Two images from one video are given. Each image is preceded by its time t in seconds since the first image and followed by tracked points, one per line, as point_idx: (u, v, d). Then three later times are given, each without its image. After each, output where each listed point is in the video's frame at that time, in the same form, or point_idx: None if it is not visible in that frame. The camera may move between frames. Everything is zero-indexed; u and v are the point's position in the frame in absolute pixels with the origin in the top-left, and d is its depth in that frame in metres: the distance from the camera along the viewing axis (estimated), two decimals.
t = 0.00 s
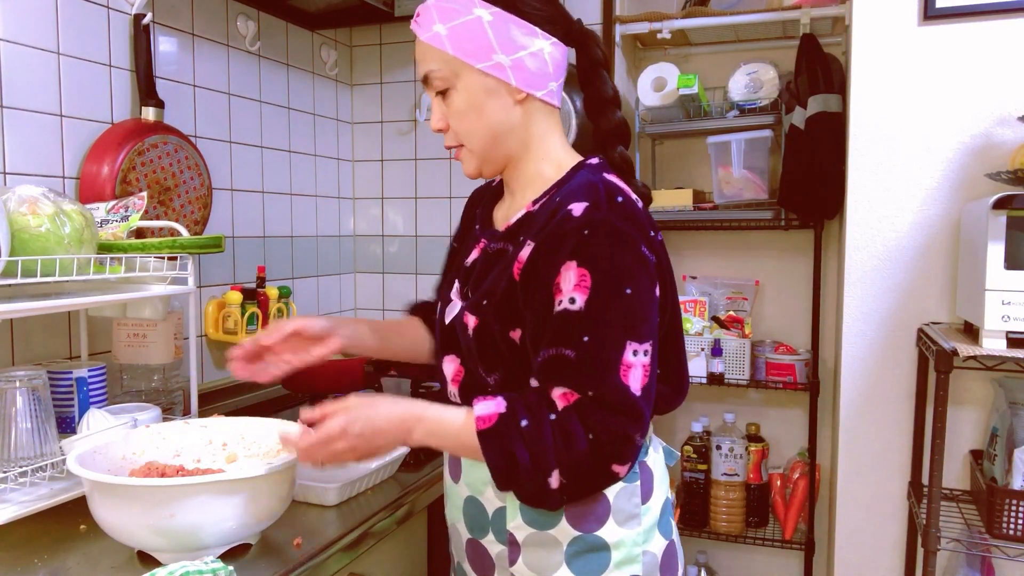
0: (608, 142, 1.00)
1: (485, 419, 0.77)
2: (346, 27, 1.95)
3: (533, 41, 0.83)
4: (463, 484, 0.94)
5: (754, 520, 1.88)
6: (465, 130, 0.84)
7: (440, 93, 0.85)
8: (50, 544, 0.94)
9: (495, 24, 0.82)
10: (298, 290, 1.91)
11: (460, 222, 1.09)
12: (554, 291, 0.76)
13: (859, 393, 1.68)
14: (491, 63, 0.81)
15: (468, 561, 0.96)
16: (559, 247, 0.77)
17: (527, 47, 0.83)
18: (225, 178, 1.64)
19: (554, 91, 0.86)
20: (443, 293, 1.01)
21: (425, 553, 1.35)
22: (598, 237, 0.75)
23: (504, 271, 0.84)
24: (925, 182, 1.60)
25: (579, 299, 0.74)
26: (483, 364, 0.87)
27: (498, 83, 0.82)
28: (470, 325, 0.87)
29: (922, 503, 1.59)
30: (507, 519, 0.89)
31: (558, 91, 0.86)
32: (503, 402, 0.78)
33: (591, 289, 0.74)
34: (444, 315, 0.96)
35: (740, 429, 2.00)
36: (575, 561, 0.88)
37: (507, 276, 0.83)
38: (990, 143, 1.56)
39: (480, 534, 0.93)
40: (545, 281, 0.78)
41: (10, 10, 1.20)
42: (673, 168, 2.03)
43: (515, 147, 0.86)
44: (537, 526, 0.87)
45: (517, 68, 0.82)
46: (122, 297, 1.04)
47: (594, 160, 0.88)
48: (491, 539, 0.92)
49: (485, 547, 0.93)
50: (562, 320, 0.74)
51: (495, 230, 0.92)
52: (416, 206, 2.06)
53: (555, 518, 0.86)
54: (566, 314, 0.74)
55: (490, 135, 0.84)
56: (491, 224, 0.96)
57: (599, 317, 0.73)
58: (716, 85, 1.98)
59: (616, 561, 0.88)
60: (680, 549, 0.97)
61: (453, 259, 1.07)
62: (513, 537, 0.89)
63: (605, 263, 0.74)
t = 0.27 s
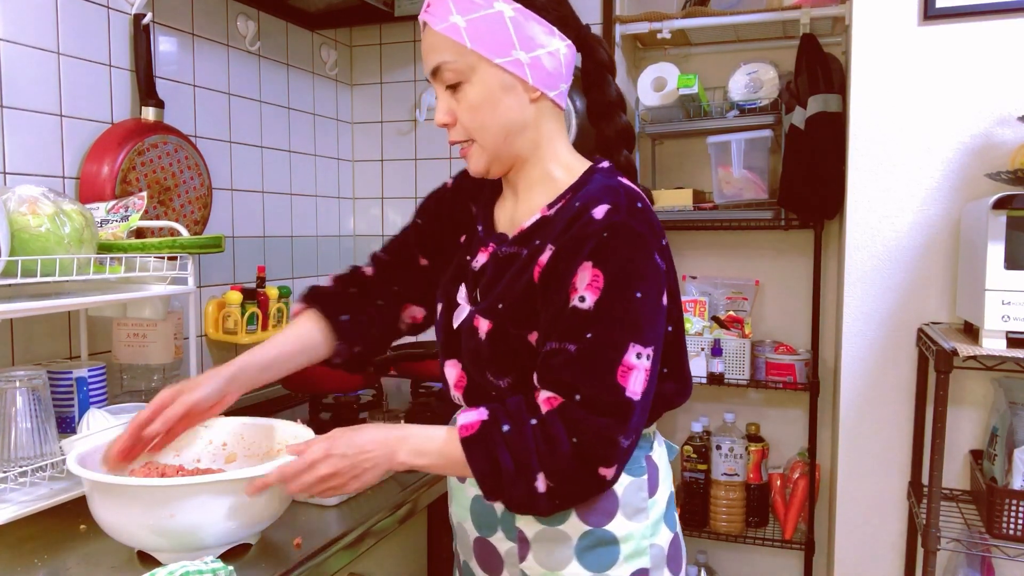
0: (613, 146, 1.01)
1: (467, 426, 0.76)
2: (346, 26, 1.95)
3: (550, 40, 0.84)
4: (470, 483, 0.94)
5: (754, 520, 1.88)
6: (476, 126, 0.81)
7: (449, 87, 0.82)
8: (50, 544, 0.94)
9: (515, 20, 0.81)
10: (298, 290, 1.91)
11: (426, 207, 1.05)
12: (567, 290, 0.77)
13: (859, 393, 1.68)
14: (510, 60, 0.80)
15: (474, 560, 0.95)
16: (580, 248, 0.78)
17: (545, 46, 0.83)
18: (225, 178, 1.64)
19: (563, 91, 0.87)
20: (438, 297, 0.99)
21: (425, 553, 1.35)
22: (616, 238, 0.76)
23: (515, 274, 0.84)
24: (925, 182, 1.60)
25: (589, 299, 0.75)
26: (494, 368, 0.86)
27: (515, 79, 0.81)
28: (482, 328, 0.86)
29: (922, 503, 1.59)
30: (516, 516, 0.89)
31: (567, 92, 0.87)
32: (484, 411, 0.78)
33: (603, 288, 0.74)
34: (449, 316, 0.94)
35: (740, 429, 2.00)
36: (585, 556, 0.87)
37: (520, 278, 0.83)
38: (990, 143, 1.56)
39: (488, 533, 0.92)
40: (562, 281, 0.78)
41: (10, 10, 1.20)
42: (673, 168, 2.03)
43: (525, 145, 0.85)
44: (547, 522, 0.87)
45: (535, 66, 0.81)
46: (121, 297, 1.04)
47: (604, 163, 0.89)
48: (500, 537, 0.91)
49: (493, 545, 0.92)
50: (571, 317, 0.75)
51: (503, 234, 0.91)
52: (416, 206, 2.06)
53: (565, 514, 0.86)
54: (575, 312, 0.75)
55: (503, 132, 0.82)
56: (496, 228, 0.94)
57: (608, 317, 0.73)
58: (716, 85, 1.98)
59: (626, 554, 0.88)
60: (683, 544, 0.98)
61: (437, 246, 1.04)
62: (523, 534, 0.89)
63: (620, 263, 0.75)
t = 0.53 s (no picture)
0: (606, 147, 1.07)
1: (462, 419, 0.77)
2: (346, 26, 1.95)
3: (553, 40, 0.84)
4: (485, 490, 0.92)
5: (754, 520, 1.88)
6: (476, 125, 0.80)
7: (447, 85, 0.80)
8: (50, 544, 0.94)
9: (520, 18, 0.80)
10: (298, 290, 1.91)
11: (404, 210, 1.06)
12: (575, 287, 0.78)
13: (859, 393, 1.68)
14: (514, 58, 0.79)
15: (493, 567, 0.94)
16: (591, 248, 0.79)
17: (548, 46, 0.83)
18: (225, 178, 1.64)
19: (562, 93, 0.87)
20: (426, 302, 0.97)
21: (426, 553, 1.35)
22: (628, 240, 0.77)
23: (523, 274, 0.85)
24: (925, 182, 1.60)
25: (597, 298, 0.76)
26: (505, 376, 0.86)
27: (517, 78, 0.81)
28: (492, 337, 0.85)
29: (922, 503, 1.59)
30: (540, 519, 0.88)
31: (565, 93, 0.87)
32: (481, 405, 0.78)
33: (612, 288, 0.76)
34: (450, 324, 0.93)
35: (740, 429, 2.00)
36: (611, 550, 0.88)
37: (527, 277, 0.84)
38: (990, 143, 1.56)
39: (509, 539, 0.91)
40: (572, 280, 0.79)
41: (10, 10, 1.20)
42: (673, 168, 2.03)
43: (523, 146, 0.85)
44: (572, 521, 0.87)
45: (538, 66, 0.82)
46: (121, 297, 1.04)
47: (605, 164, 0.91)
48: (523, 542, 0.90)
49: (516, 550, 0.91)
50: (578, 314, 0.76)
51: (505, 239, 0.91)
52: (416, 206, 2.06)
53: (589, 511, 0.86)
54: (582, 310, 0.76)
55: (503, 132, 0.82)
56: (490, 232, 0.93)
57: (615, 317, 0.75)
58: (716, 85, 1.98)
59: (648, 544, 0.89)
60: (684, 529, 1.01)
61: (415, 248, 1.02)
62: (548, 535, 0.88)
63: (631, 264, 0.76)
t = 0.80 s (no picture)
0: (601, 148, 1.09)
1: (463, 420, 0.77)
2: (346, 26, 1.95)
3: (564, 40, 0.85)
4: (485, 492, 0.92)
5: (754, 520, 1.88)
6: (487, 126, 0.80)
7: (457, 84, 0.79)
8: (49, 544, 0.94)
9: (534, 17, 0.81)
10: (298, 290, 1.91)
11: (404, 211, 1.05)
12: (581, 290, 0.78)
13: (859, 393, 1.68)
14: (528, 57, 0.80)
15: (493, 569, 0.94)
16: (599, 252, 0.79)
17: (559, 45, 0.84)
18: (225, 178, 1.64)
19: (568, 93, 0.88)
20: (425, 303, 0.97)
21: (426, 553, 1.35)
22: (636, 246, 0.78)
23: (527, 276, 0.85)
24: (925, 182, 1.60)
25: (602, 302, 0.76)
26: (509, 379, 0.86)
27: (530, 78, 0.81)
28: (497, 340, 0.85)
29: (922, 503, 1.59)
30: (541, 520, 0.88)
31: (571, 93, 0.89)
32: (481, 407, 0.78)
33: (618, 293, 0.76)
34: (450, 326, 0.93)
35: (740, 429, 2.00)
36: (612, 550, 0.88)
37: (531, 279, 0.84)
38: (990, 143, 1.56)
39: (511, 541, 0.91)
40: (579, 284, 0.79)
41: (10, 10, 1.20)
42: (673, 167, 2.03)
43: (531, 148, 0.85)
44: (573, 521, 0.87)
45: (551, 65, 0.82)
46: (121, 297, 1.04)
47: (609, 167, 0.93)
48: (523, 543, 0.90)
49: (517, 552, 0.91)
50: (584, 317, 0.76)
51: (507, 242, 0.91)
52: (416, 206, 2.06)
53: (591, 511, 0.86)
54: (588, 314, 0.76)
55: (514, 134, 0.82)
56: (490, 231, 0.93)
57: (621, 322, 0.76)
58: (716, 85, 1.98)
59: (649, 542, 0.89)
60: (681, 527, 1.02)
61: (412, 249, 1.03)
62: (549, 536, 0.88)
63: (637, 270, 0.77)
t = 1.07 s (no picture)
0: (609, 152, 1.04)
1: (463, 426, 0.76)
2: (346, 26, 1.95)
3: (573, 39, 0.85)
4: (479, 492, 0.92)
5: (754, 520, 1.88)
6: (493, 124, 0.80)
7: (464, 80, 0.80)
8: (49, 544, 0.94)
9: (543, 16, 0.81)
10: (298, 290, 1.91)
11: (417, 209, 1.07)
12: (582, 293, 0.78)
13: (859, 393, 1.68)
14: (536, 55, 0.80)
15: (485, 568, 0.94)
16: (599, 256, 0.79)
17: (568, 45, 0.84)
18: (225, 178, 1.64)
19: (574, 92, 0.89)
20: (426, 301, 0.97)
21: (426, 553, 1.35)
22: (638, 250, 0.78)
23: (528, 278, 0.84)
24: (925, 182, 1.60)
25: (604, 307, 0.77)
26: (505, 378, 0.86)
27: (538, 77, 0.81)
28: (494, 339, 0.85)
29: (922, 503, 1.59)
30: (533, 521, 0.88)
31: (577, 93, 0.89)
32: (481, 411, 0.78)
33: (620, 298, 0.76)
34: (450, 325, 0.93)
35: (740, 429, 2.00)
36: (604, 553, 0.87)
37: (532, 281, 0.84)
38: (990, 143, 1.56)
39: (502, 542, 0.91)
40: (580, 288, 0.79)
41: (11, 10, 1.20)
42: (673, 167, 2.03)
43: (535, 148, 0.86)
44: (565, 523, 0.87)
45: (559, 64, 0.82)
46: (121, 297, 1.04)
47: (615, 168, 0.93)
48: (515, 544, 0.90)
49: (509, 553, 0.91)
50: (586, 322, 0.76)
51: (509, 241, 0.90)
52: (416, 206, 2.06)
53: (582, 513, 0.86)
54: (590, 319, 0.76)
55: (520, 133, 0.82)
56: (492, 227, 0.94)
57: (622, 327, 0.76)
58: (716, 85, 1.98)
59: (641, 547, 0.89)
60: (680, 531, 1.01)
61: (416, 246, 1.03)
62: (540, 538, 0.88)
63: (640, 275, 0.77)
